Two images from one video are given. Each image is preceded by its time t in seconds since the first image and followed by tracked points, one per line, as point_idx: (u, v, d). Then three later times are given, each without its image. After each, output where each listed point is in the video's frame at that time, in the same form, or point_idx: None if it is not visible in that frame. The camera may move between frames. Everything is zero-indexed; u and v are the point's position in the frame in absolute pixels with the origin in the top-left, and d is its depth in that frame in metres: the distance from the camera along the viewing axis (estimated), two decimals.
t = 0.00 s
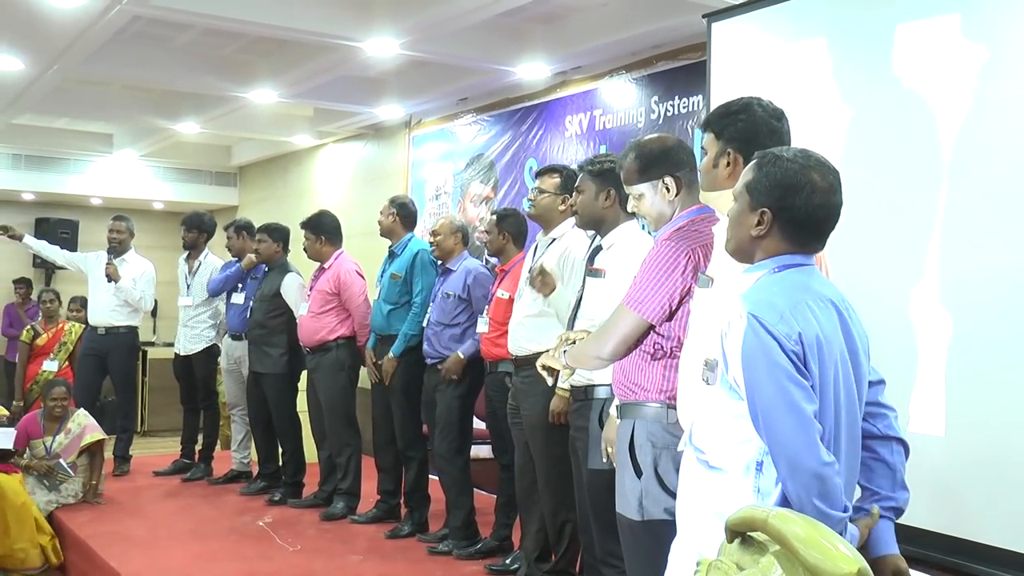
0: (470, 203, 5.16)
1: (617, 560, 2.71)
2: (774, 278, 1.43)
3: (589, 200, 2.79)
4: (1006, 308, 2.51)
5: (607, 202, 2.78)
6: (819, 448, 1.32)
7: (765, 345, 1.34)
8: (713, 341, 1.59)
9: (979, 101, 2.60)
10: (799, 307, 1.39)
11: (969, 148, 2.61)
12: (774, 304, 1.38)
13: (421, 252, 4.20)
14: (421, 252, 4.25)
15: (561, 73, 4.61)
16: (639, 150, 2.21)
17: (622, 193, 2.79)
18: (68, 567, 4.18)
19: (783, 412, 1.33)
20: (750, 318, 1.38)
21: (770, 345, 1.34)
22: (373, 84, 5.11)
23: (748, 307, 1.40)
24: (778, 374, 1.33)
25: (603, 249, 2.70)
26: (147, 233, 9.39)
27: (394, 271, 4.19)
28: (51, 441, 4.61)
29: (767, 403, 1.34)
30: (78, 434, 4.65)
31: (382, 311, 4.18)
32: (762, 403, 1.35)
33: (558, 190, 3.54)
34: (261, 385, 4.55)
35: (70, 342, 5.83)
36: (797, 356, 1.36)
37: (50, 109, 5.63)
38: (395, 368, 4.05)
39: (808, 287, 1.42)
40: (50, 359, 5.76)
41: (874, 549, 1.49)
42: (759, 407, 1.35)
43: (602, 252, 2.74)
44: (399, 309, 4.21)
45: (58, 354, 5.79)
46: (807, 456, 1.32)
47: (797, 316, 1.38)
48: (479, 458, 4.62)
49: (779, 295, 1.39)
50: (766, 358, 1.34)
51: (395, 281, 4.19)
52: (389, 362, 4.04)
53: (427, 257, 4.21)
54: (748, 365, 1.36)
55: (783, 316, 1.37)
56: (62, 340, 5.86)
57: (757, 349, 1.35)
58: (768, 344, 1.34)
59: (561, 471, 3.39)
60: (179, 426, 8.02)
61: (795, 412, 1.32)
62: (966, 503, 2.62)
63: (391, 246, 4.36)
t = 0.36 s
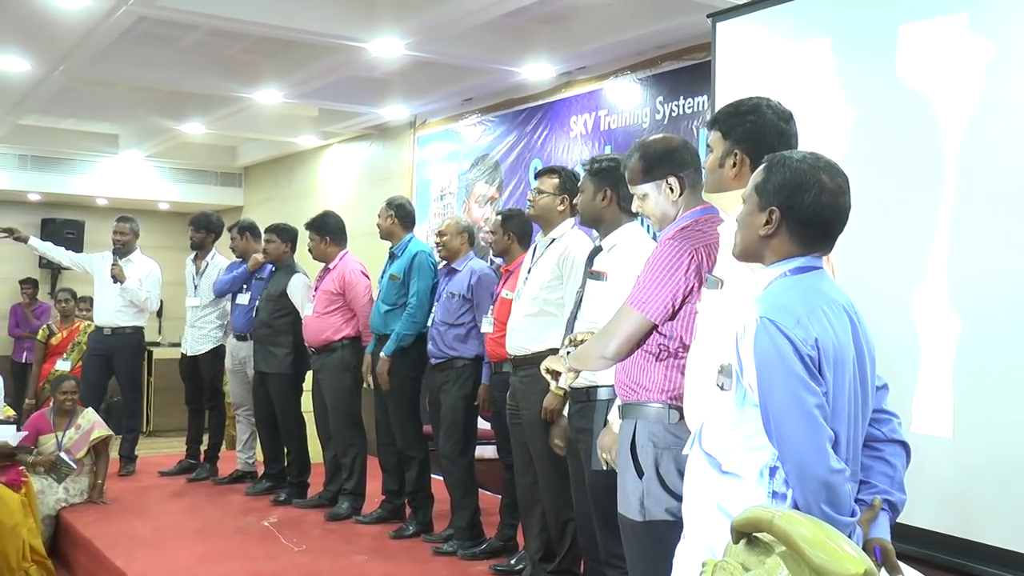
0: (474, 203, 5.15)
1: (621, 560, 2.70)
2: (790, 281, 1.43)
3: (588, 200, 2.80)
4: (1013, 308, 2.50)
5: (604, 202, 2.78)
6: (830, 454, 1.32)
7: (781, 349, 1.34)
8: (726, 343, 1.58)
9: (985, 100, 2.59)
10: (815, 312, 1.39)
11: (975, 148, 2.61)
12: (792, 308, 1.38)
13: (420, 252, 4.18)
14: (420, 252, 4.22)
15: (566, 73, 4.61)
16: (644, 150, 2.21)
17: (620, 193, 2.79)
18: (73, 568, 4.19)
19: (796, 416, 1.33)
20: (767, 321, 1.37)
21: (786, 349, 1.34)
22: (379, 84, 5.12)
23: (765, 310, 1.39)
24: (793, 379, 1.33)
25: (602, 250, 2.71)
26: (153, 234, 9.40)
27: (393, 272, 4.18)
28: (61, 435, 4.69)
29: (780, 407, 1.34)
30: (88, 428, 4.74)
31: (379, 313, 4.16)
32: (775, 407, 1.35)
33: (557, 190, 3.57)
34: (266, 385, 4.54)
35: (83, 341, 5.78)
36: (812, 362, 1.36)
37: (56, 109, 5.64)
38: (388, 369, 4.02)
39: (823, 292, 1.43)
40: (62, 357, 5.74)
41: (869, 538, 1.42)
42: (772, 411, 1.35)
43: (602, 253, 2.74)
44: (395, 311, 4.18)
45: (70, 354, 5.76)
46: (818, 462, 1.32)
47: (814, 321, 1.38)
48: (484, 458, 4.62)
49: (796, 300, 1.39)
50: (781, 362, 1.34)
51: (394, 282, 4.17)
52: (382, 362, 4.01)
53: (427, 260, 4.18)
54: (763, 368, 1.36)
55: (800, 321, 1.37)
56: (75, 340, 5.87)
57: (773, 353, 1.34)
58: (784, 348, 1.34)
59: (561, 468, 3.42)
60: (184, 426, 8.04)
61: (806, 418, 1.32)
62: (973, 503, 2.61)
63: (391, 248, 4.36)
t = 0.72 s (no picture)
0: (481, 203, 5.15)
1: (626, 561, 2.70)
2: (801, 282, 1.42)
3: (590, 201, 2.80)
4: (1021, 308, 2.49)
5: (604, 202, 2.78)
6: (842, 456, 1.32)
7: (793, 351, 1.34)
8: (735, 342, 1.58)
9: (994, 99, 2.58)
10: (827, 313, 1.38)
11: (983, 147, 2.60)
12: (804, 309, 1.38)
13: (426, 252, 4.16)
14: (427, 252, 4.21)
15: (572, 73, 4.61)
16: (650, 148, 2.21)
17: (621, 192, 2.78)
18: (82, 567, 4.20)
19: (808, 418, 1.33)
20: (778, 323, 1.37)
21: (798, 352, 1.34)
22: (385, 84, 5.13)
23: (776, 312, 1.39)
24: (804, 381, 1.33)
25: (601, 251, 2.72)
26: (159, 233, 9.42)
27: (400, 272, 4.15)
28: (71, 425, 4.75)
29: (792, 409, 1.34)
30: (99, 419, 4.80)
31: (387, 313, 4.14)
32: (787, 409, 1.35)
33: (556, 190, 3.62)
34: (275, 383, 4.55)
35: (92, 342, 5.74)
36: (824, 364, 1.35)
37: (64, 109, 5.66)
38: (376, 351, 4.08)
39: (834, 293, 1.42)
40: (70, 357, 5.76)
41: (877, 540, 1.42)
42: (784, 413, 1.35)
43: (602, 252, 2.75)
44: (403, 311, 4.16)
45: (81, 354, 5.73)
46: (831, 464, 1.32)
47: (825, 322, 1.37)
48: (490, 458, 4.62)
49: (809, 302, 1.39)
50: (792, 366, 1.34)
51: (402, 282, 4.14)
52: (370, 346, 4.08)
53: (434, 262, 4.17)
54: (775, 370, 1.36)
55: (811, 323, 1.36)
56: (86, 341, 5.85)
57: (785, 355, 1.34)
58: (796, 351, 1.34)
59: (565, 468, 3.43)
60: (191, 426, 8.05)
61: (818, 420, 1.32)
62: (980, 504, 2.60)
63: (397, 248, 4.37)
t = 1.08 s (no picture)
0: (486, 202, 5.15)
1: (632, 561, 2.70)
2: (806, 277, 1.42)
3: (594, 202, 2.81)
4: None
5: (608, 202, 2.78)
6: (850, 448, 1.32)
7: (798, 344, 1.34)
8: (745, 342, 1.58)
9: (1001, 99, 2.58)
10: (833, 307, 1.39)
11: (991, 146, 2.59)
12: (809, 302, 1.38)
13: (435, 253, 4.18)
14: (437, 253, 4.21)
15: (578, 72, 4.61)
16: (661, 142, 2.21)
17: (623, 191, 2.78)
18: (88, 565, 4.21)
19: (814, 411, 1.33)
20: (783, 316, 1.37)
21: (803, 344, 1.34)
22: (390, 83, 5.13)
23: (782, 305, 1.39)
24: (810, 374, 1.33)
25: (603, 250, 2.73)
26: (165, 233, 9.43)
27: (409, 272, 4.17)
28: (76, 423, 4.76)
29: (797, 401, 1.34)
30: (102, 417, 4.79)
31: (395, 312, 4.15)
32: (793, 402, 1.35)
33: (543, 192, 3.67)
34: (283, 383, 4.55)
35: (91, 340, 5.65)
36: (830, 356, 1.35)
37: (70, 109, 5.66)
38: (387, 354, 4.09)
39: (840, 287, 1.42)
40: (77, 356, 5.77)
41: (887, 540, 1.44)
42: (791, 406, 1.36)
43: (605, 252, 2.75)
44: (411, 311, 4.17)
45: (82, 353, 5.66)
46: (839, 456, 1.32)
47: (832, 315, 1.38)
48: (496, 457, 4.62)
49: (814, 295, 1.39)
50: (798, 357, 1.34)
51: (410, 281, 4.14)
52: (381, 348, 4.09)
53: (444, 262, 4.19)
54: (781, 363, 1.36)
55: (817, 316, 1.37)
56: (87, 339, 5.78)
57: (791, 347, 1.35)
58: (802, 343, 1.34)
59: (571, 468, 3.45)
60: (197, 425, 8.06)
61: (824, 411, 1.32)
62: (987, 505, 2.59)
63: (405, 248, 4.37)
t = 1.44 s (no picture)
0: (491, 202, 5.15)
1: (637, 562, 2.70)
2: (822, 279, 1.42)
3: (601, 203, 2.80)
4: None
5: (616, 202, 2.78)
6: (872, 451, 1.33)
7: (823, 346, 1.33)
8: (754, 344, 1.59)
9: (1007, 99, 2.57)
10: (853, 309, 1.39)
11: (996, 147, 2.58)
12: (831, 304, 1.38)
13: (440, 253, 4.17)
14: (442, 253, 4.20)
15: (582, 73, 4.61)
16: (668, 139, 2.21)
17: (631, 192, 2.78)
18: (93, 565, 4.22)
19: (838, 415, 1.33)
20: (805, 317, 1.37)
21: (827, 346, 1.33)
22: (394, 83, 5.13)
23: (802, 306, 1.38)
24: (834, 377, 1.33)
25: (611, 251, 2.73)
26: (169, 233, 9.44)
27: (414, 272, 4.17)
28: (83, 428, 4.74)
29: (820, 404, 1.34)
30: (110, 425, 4.77)
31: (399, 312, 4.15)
32: (815, 405, 1.34)
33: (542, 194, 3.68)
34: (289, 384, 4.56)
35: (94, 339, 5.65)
36: (852, 359, 1.36)
37: (76, 109, 5.67)
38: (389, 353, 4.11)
39: (856, 288, 1.43)
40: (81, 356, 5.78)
41: (904, 545, 1.45)
42: (812, 409, 1.35)
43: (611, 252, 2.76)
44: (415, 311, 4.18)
45: (85, 352, 5.66)
46: (862, 460, 1.33)
47: (851, 317, 1.38)
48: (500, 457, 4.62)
49: (834, 297, 1.39)
50: (821, 360, 1.33)
51: (414, 282, 4.15)
52: (385, 350, 4.10)
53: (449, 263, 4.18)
54: (803, 366, 1.35)
55: (839, 317, 1.37)
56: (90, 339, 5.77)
57: (815, 350, 1.34)
58: (826, 346, 1.33)
59: (574, 468, 3.45)
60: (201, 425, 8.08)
61: (848, 415, 1.32)
62: (992, 506, 2.59)
63: (412, 248, 4.38)
